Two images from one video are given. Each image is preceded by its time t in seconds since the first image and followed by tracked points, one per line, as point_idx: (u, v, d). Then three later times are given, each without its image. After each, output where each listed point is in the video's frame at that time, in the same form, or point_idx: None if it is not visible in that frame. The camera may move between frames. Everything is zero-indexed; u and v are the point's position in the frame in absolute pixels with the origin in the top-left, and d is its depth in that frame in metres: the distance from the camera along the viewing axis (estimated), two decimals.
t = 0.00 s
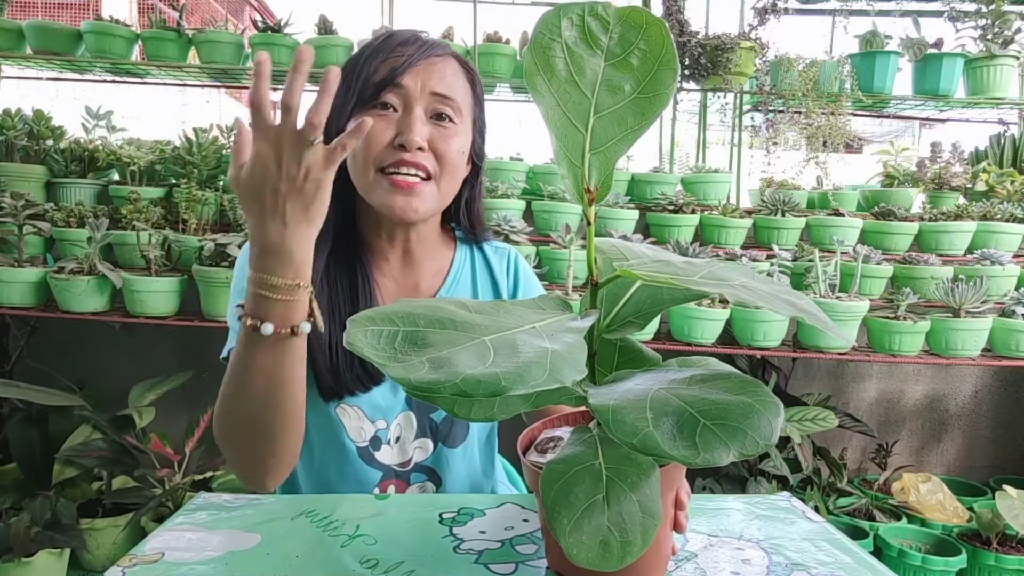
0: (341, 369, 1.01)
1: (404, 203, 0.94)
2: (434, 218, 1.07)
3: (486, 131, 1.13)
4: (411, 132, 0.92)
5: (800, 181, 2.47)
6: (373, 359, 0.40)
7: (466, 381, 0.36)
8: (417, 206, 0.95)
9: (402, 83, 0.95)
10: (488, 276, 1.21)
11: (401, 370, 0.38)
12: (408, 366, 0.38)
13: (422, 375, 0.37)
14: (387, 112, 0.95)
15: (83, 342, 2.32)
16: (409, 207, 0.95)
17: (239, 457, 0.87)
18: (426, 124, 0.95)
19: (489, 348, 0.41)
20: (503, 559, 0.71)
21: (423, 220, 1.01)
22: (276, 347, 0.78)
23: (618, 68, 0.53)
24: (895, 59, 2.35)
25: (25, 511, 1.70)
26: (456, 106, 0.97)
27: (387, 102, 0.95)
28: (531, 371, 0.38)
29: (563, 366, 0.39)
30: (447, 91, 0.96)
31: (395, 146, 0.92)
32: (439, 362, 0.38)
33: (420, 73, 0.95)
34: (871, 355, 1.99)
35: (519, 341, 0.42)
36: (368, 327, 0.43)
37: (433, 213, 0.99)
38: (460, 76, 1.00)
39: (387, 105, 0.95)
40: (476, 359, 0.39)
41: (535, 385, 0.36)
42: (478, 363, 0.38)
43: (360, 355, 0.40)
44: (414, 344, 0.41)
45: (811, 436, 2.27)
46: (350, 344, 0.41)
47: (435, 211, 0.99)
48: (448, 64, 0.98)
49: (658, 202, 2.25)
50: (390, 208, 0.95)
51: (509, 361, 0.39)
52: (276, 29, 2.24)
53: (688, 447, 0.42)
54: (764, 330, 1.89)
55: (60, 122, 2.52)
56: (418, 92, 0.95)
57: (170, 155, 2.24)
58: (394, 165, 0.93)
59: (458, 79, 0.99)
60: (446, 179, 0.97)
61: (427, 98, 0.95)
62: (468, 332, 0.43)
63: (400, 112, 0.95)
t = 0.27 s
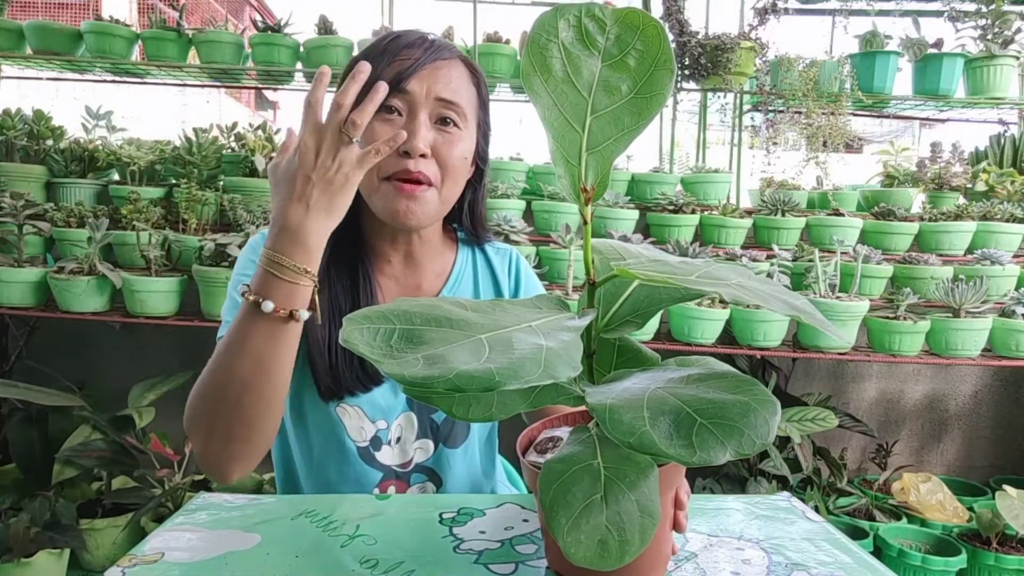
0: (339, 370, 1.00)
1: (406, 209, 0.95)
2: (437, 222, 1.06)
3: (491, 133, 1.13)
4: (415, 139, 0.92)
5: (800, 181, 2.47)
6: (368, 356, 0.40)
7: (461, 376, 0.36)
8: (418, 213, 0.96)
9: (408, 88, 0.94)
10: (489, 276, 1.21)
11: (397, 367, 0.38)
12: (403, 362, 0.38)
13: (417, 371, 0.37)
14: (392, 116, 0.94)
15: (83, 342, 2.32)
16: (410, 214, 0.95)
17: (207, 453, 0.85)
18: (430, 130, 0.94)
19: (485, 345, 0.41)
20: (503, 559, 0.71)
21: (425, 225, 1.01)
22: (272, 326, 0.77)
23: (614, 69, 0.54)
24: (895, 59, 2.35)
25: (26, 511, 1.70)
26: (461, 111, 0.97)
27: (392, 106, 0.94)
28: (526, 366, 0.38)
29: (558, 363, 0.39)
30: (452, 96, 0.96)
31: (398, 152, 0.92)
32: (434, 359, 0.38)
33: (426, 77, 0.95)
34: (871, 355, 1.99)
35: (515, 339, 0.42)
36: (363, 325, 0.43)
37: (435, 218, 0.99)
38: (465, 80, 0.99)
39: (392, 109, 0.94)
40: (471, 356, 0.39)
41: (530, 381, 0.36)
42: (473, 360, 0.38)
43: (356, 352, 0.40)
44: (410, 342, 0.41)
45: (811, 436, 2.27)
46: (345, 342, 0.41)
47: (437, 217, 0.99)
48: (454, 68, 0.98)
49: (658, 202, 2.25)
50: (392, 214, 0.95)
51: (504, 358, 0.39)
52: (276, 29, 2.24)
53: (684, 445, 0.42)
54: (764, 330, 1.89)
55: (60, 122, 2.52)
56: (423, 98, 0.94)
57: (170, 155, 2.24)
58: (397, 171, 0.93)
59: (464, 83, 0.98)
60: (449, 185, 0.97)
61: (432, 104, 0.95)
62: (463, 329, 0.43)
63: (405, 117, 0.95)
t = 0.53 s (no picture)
0: (342, 369, 1.00)
1: (414, 205, 0.94)
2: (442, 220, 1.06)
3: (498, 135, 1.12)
4: (424, 135, 0.92)
5: (800, 181, 2.48)
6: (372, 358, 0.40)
7: (465, 379, 0.36)
8: (427, 208, 0.95)
9: (419, 84, 0.95)
10: (492, 276, 1.21)
11: (400, 369, 0.38)
12: (406, 365, 0.38)
13: (420, 373, 0.37)
14: (401, 112, 0.95)
15: (83, 342, 2.32)
16: (419, 209, 0.95)
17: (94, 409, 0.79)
18: (439, 127, 0.95)
19: (487, 346, 0.41)
20: (503, 559, 0.71)
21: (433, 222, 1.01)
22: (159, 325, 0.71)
23: (615, 67, 0.54)
24: (895, 59, 2.35)
25: (25, 511, 1.70)
26: (469, 109, 0.97)
27: (402, 102, 0.95)
28: (529, 369, 0.38)
29: (561, 364, 0.39)
30: (461, 94, 0.96)
31: (407, 149, 0.92)
32: (438, 361, 0.38)
33: (436, 75, 0.95)
34: (871, 355, 1.99)
35: (517, 340, 0.42)
36: (366, 328, 0.43)
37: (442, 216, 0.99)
38: (474, 80, 1.00)
39: (402, 106, 0.95)
40: (475, 358, 0.39)
41: (533, 383, 0.36)
42: (477, 361, 0.38)
43: (359, 354, 0.40)
44: (413, 343, 0.41)
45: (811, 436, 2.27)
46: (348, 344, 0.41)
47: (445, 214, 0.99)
48: (463, 67, 0.98)
49: (658, 202, 2.25)
50: (400, 209, 0.95)
51: (507, 359, 0.39)
52: (276, 29, 2.24)
53: (686, 445, 0.42)
54: (764, 330, 1.89)
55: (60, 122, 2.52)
56: (433, 95, 0.95)
57: (170, 155, 2.24)
58: (406, 167, 0.93)
59: (473, 82, 0.99)
60: (457, 182, 0.97)
61: (441, 101, 0.95)
62: (465, 330, 0.43)
63: (414, 114, 0.95)
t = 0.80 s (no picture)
0: (336, 367, 1.00)
1: (416, 204, 0.94)
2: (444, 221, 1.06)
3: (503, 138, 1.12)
4: (429, 136, 0.92)
5: (800, 181, 2.48)
6: (366, 361, 0.40)
7: (459, 381, 0.36)
8: (429, 208, 0.95)
9: (426, 86, 0.95)
10: (493, 276, 1.21)
11: (393, 371, 0.38)
12: (400, 366, 0.39)
13: (414, 376, 0.37)
14: (407, 113, 0.95)
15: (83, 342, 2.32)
16: (420, 208, 0.95)
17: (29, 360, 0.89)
18: (444, 128, 0.94)
19: (483, 348, 0.41)
20: (503, 559, 0.71)
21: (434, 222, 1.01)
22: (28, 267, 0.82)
23: (612, 67, 0.54)
24: (895, 59, 2.35)
25: (25, 511, 1.70)
26: (476, 112, 0.97)
27: (408, 103, 0.95)
28: (524, 370, 0.38)
29: (556, 366, 0.39)
30: (468, 96, 0.96)
31: (412, 149, 0.93)
32: (432, 363, 0.38)
33: (443, 76, 0.95)
34: (871, 355, 1.99)
35: (513, 341, 0.42)
36: (361, 329, 0.43)
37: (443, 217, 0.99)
38: (482, 83, 0.99)
39: (407, 107, 0.95)
40: (469, 360, 0.39)
41: (527, 385, 0.36)
42: (471, 363, 0.38)
43: (354, 357, 0.40)
44: (408, 345, 0.41)
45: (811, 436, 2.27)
46: (342, 347, 0.41)
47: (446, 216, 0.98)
48: (471, 69, 0.98)
49: (658, 203, 2.25)
50: (401, 208, 0.95)
51: (502, 361, 0.39)
52: (276, 29, 2.24)
53: (683, 443, 0.42)
54: (764, 330, 1.89)
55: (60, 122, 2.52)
56: (440, 96, 0.95)
57: (170, 155, 2.24)
58: (410, 167, 0.93)
59: (480, 85, 0.99)
60: (460, 184, 0.97)
61: (447, 102, 0.95)
62: (461, 331, 0.43)
63: (420, 115, 0.95)
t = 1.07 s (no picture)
0: (335, 366, 1.00)
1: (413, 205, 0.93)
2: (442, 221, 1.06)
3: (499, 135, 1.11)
4: (426, 135, 0.92)
5: (800, 181, 2.48)
6: (381, 348, 0.40)
7: (476, 370, 0.36)
8: (426, 209, 0.94)
9: (420, 84, 0.95)
10: (493, 276, 1.21)
11: (409, 359, 0.38)
12: (415, 355, 0.39)
13: (429, 363, 0.37)
14: (403, 112, 0.95)
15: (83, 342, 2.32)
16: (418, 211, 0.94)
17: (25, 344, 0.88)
18: (440, 127, 0.94)
19: (497, 340, 0.41)
20: (503, 559, 0.71)
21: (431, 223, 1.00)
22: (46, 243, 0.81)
23: (634, 70, 0.54)
24: (895, 59, 2.35)
25: (25, 511, 1.70)
26: (471, 110, 0.97)
27: (404, 102, 0.95)
28: (539, 363, 0.38)
29: (570, 360, 0.39)
30: (463, 95, 0.96)
31: (408, 148, 0.92)
32: (448, 352, 0.38)
33: (438, 75, 0.96)
34: (871, 355, 1.99)
35: (526, 336, 0.42)
36: (376, 317, 0.43)
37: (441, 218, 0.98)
38: (477, 81, 0.99)
39: (403, 105, 0.95)
40: (485, 350, 0.39)
41: (543, 377, 0.36)
42: (486, 354, 0.38)
43: (369, 344, 0.40)
44: (421, 335, 0.41)
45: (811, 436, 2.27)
46: (357, 333, 0.41)
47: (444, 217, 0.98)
48: (466, 68, 0.99)
49: (657, 203, 2.25)
50: (400, 208, 0.94)
51: (517, 353, 0.39)
52: (276, 29, 2.24)
53: (691, 446, 0.42)
54: (764, 330, 1.89)
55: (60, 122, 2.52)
56: (435, 95, 0.95)
57: (170, 155, 2.24)
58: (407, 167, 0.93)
59: (475, 83, 0.99)
60: (457, 184, 0.96)
61: (443, 101, 0.95)
62: (474, 325, 0.43)
63: (416, 113, 0.95)
